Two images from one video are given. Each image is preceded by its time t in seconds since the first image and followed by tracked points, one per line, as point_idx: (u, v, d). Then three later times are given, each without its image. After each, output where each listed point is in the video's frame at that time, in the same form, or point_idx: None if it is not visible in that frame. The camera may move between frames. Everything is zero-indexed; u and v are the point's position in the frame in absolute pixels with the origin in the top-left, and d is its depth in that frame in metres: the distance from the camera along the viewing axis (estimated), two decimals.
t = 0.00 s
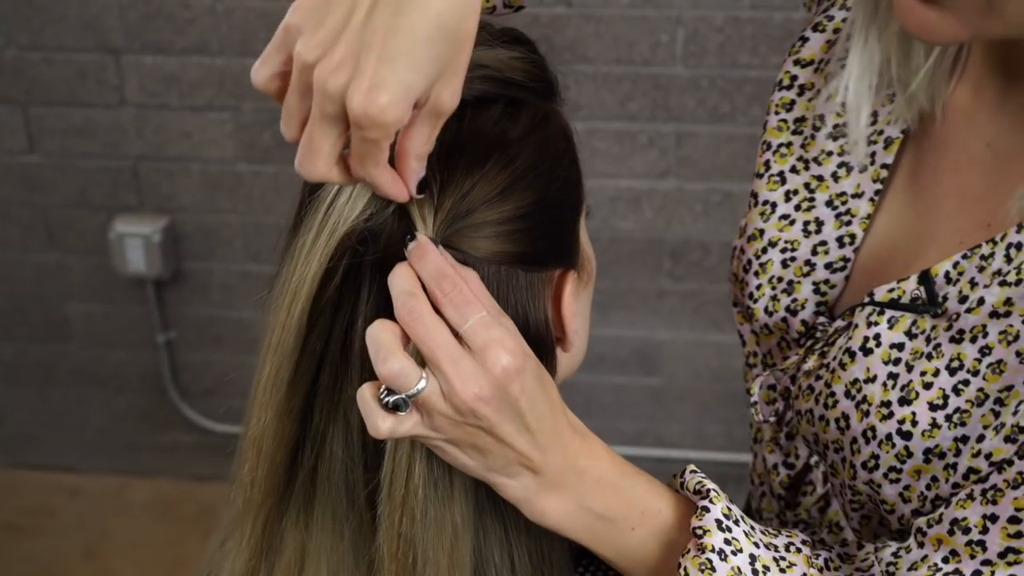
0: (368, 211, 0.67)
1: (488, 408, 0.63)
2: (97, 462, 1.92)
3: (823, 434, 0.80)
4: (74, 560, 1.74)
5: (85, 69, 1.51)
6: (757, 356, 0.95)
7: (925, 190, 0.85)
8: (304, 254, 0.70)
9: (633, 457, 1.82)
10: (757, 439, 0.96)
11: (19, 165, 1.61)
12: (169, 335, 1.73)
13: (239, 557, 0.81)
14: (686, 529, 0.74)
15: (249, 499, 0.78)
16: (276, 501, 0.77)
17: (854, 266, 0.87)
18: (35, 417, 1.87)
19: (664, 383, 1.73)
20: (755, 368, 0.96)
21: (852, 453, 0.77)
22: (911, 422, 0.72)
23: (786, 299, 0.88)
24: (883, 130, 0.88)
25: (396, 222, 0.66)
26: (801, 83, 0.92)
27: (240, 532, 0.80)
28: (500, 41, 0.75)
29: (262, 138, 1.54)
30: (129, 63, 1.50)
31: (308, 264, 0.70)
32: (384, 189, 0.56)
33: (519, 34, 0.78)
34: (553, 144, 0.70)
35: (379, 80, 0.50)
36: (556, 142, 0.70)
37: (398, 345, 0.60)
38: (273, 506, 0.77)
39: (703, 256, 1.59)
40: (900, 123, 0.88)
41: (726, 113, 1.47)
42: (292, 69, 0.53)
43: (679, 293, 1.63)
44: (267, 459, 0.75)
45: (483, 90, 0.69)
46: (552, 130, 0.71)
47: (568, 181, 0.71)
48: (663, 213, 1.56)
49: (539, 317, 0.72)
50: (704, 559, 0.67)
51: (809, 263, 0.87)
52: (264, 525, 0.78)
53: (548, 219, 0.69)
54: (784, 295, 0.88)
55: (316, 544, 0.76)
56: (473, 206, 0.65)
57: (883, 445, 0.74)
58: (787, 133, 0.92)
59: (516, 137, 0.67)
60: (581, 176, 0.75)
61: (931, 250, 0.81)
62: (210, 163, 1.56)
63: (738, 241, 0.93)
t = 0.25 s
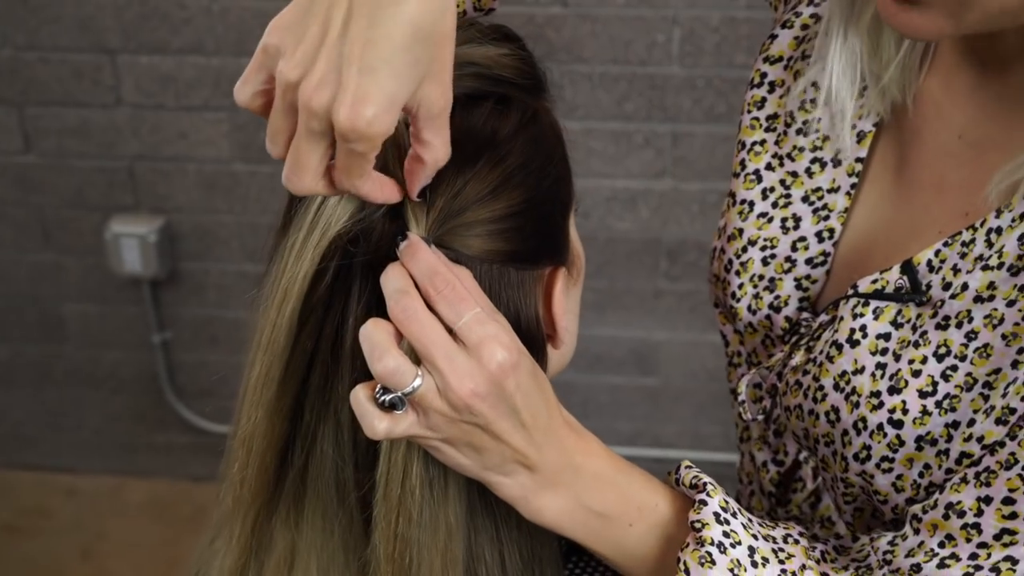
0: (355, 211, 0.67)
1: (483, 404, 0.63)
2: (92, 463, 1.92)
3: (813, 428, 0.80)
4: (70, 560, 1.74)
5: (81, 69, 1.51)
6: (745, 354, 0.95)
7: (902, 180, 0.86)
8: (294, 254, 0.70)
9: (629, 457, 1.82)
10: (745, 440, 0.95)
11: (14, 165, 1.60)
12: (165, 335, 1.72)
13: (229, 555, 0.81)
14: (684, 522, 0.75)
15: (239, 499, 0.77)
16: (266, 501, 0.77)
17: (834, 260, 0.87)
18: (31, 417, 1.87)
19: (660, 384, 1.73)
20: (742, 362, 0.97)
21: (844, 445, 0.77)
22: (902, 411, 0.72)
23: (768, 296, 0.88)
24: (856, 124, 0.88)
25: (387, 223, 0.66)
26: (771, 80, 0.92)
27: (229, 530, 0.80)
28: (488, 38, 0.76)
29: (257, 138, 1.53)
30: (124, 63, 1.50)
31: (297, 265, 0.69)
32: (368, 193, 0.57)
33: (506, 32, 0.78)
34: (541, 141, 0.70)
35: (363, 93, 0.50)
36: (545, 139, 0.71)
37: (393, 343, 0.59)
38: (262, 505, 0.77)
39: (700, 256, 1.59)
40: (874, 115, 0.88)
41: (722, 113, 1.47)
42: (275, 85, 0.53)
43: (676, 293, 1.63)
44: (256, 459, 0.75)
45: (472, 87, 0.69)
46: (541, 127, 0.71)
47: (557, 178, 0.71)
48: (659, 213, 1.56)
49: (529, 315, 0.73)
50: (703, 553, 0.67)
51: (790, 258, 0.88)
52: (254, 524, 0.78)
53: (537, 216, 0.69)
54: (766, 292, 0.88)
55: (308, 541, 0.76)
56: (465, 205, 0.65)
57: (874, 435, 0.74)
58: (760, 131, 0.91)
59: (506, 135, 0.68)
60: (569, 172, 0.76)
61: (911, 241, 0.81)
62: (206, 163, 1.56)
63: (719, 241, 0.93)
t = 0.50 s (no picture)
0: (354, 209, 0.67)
1: (475, 394, 0.63)
2: (90, 462, 1.91)
3: (810, 423, 0.80)
4: (68, 560, 1.74)
5: (78, 68, 1.51)
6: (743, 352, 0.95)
7: (899, 174, 0.86)
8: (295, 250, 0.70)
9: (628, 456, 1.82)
10: (744, 440, 0.96)
11: (11, 164, 1.60)
12: (163, 335, 1.72)
13: (226, 552, 0.81)
14: (678, 518, 0.75)
15: (237, 495, 0.78)
16: (264, 497, 0.77)
17: (831, 255, 0.87)
18: (29, 417, 1.87)
19: (658, 383, 1.73)
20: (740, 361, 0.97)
21: (840, 439, 0.77)
22: (898, 404, 0.72)
23: (766, 291, 0.88)
24: (852, 119, 0.88)
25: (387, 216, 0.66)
26: (767, 79, 0.92)
27: (227, 528, 0.81)
28: (489, 33, 0.76)
29: (255, 137, 1.53)
30: (122, 61, 1.49)
31: (297, 261, 0.69)
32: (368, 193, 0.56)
33: (506, 27, 0.78)
34: (541, 137, 0.70)
35: (365, 89, 0.50)
36: (545, 134, 0.71)
37: (381, 331, 0.59)
38: (261, 501, 0.77)
39: (698, 255, 1.59)
40: (870, 110, 0.88)
41: (720, 112, 1.47)
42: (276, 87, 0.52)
43: (674, 292, 1.63)
44: (256, 454, 0.75)
45: (472, 81, 0.69)
46: (542, 124, 0.71)
47: (557, 174, 0.71)
48: (658, 212, 1.56)
49: (528, 311, 0.73)
50: (697, 547, 0.67)
51: (789, 254, 0.88)
52: (252, 519, 0.78)
53: (536, 212, 0.69)
54: (764, 288, 0.88)
55: (304, 540, 0.76)
56: (464, 198, 0.65)
57: (870, 429, 0.74)
58: (756, 129, 0.91)
59: (506, 129, 0.68)
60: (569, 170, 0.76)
61: (907, 233, 0.81)
62: (204, 163, 1.56)
63: (715, 238, 0.93)
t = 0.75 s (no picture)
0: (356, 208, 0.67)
1: (473, 392, 0.63)
2: (90, 462, 1.91)
3: (813, 421, 0.80)
4: (68, 559, 1.74)
5: (79, 68, 1.51)
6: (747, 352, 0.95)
7: (907, 174, 0.86)
8: (298, 249, 0.70)
9: (629, 456, 1.82)
10: (748, 446, 0.95)
11: (12, 164, 1.60)
12: (164, 334, 1.72)
13: (226, 550, 0.81)
14: (679, 519, 0.75)
15: (237, 494, 0.78)
16: (264, 497, 0.77)
17: (837, 254, 0.87)
18: (29, 416, 1.87)
19: (659, 384, 1.73)
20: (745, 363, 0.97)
21: (842, 438, 0.77)
22: (902, 403, 0.72)
23: (772, 290, 0.88)
24: (859, 118, 0.88)
25: (386, 214, 0.67)
26: (773, 80, 0.92)
27: (227, 526, 0.81)
28: (490, 31, 0.76)
29: (256, 137, 1.53)
30: (122, 61, 1.49)
31: (301, 259, 0.69)
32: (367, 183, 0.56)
33: (507, 25, 0.78)
34: (543, 136, 0.70)
35: (370, 69, 0.51)
36: (547, 133, 0.71)
37: (378, 326, 0.59)
38: (260, 500, 0.77)
39: (698, 255, 1.59)
40: (878, 109, 0.88)
41: (721, 111, 1.47)
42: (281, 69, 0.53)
43: (675, 292, 1.63)
44: (256, 453, 0.75)
45: (473, 79, 0.69)
46: (544, 123, 0.71)
47: (558, 173, 0.71)
48: (658, 212, 1.56)
49: (528, 311, 0.73)
50: (697, 549, 0.67)
51: (795, 254, 0.88)
52: (251, 519, 0.78)
53: (537, 212, 0.69)
54: (769, 287, 0.88)
55: (303, 541, 0.76)
56: (464, 196, 0.66)
57: (873, 427, 0.74)
58: (762, 130, 0.91)
59: (507, 128, 0.68)
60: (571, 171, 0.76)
61: (915, 231, 0.81)
62: (204, 162, 1.56)
63: (720, 238, 0.93)
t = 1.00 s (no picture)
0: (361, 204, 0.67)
1: (476, 391, 0.62)
2: (98, 460, 1.92)
3: (828, 429, 0.79)
4: (75, 558, 1.74)
5: (86, 67, 1.51)
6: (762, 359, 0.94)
7: (925, 176, 0.85)
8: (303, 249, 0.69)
9: (637, 457, 1.81)
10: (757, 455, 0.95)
11: (20, 162, 1.60)
12: (171, 333, 1.72)
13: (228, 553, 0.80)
14: (685, 525, 0.75)
15: (241, 496, 0.77)
16: (268, 499, 0.76)
17: (854, 259, 0.86)
18: (37, 415, 1.87)
19: (667, 384, 1.72)
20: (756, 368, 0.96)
21: (856, 446, 0.76)
22: (917, 410, 0.71)
23: (787, 295, 0.87)
24: (877, 121, 0.88)
25: (389, 215, 0.67)
26: (789, 84, 0.91)
27: (230, 528, 0.80)
28: (496, 29, 0.76)
29: (264, 136, 1.53)
30: (130, 59, 1.49)
31: (307, 260, 0.69)
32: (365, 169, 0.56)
33: (513, 24, 0.78)
34: (550, 137, 0.70)
35: (375, 52, 0.51)
36: (553, 133, 0.71)
37: (382, 317, 0.59)
38: (264, 503, 0.76)
39: (707, 255, 1.58)
40: (896, 112, 0.87)
41: (730, 111, 1.46)
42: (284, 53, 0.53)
43: (683, 292, 1.62)
44: (261, 456, 0.75)
45: (479, 77, 0.69)
46: (550, 124, 0.71)
47: (564, 174, 0.71)
48: (667, 212, 1.55)
49: (532, 313, 0.72)
50: (703, 555, 0.66)
51: (810, 258, 0.87)
52: (254, 521, 0.78)
53: (542, 212, 0.69)
54: (785, 292, 0.87)
55: (307, 543, 0.75)
56: (468, 195, 0.65)
57: (887, 435, 0.73)
58: (778, 134, 0.90)
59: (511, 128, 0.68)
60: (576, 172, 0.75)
61: (933, 234, 0.80)
62: (211, 161, 1.56)
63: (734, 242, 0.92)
